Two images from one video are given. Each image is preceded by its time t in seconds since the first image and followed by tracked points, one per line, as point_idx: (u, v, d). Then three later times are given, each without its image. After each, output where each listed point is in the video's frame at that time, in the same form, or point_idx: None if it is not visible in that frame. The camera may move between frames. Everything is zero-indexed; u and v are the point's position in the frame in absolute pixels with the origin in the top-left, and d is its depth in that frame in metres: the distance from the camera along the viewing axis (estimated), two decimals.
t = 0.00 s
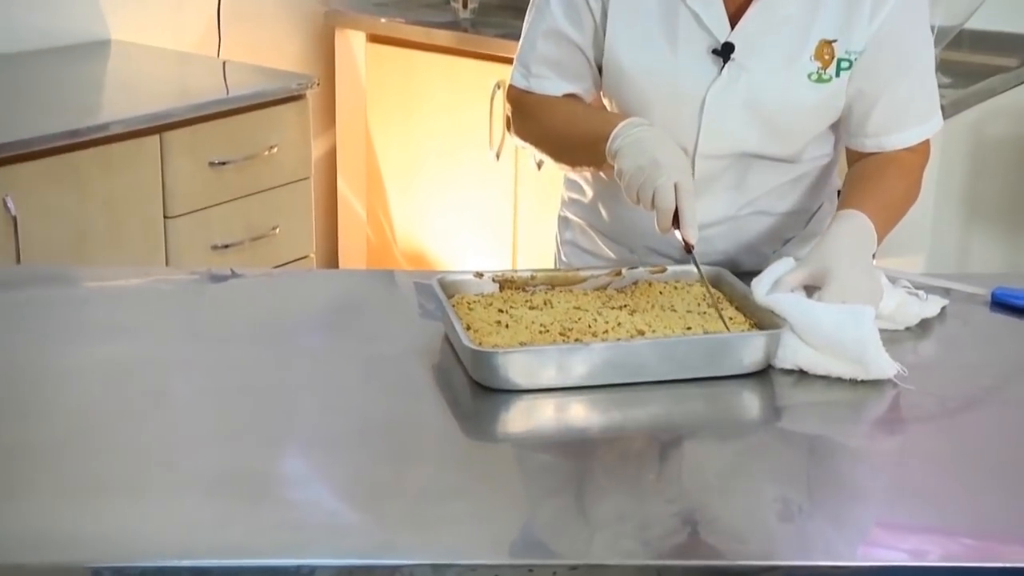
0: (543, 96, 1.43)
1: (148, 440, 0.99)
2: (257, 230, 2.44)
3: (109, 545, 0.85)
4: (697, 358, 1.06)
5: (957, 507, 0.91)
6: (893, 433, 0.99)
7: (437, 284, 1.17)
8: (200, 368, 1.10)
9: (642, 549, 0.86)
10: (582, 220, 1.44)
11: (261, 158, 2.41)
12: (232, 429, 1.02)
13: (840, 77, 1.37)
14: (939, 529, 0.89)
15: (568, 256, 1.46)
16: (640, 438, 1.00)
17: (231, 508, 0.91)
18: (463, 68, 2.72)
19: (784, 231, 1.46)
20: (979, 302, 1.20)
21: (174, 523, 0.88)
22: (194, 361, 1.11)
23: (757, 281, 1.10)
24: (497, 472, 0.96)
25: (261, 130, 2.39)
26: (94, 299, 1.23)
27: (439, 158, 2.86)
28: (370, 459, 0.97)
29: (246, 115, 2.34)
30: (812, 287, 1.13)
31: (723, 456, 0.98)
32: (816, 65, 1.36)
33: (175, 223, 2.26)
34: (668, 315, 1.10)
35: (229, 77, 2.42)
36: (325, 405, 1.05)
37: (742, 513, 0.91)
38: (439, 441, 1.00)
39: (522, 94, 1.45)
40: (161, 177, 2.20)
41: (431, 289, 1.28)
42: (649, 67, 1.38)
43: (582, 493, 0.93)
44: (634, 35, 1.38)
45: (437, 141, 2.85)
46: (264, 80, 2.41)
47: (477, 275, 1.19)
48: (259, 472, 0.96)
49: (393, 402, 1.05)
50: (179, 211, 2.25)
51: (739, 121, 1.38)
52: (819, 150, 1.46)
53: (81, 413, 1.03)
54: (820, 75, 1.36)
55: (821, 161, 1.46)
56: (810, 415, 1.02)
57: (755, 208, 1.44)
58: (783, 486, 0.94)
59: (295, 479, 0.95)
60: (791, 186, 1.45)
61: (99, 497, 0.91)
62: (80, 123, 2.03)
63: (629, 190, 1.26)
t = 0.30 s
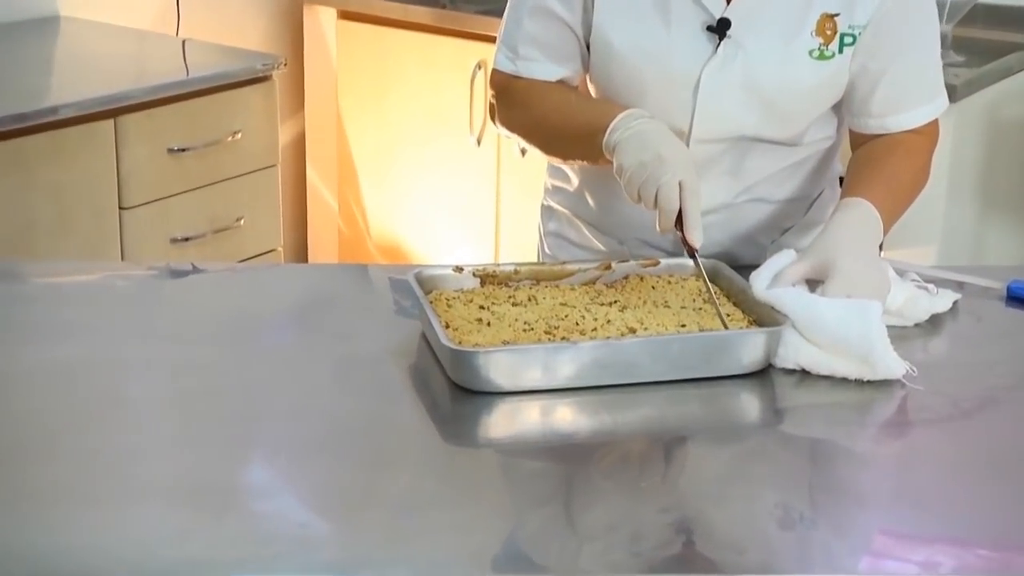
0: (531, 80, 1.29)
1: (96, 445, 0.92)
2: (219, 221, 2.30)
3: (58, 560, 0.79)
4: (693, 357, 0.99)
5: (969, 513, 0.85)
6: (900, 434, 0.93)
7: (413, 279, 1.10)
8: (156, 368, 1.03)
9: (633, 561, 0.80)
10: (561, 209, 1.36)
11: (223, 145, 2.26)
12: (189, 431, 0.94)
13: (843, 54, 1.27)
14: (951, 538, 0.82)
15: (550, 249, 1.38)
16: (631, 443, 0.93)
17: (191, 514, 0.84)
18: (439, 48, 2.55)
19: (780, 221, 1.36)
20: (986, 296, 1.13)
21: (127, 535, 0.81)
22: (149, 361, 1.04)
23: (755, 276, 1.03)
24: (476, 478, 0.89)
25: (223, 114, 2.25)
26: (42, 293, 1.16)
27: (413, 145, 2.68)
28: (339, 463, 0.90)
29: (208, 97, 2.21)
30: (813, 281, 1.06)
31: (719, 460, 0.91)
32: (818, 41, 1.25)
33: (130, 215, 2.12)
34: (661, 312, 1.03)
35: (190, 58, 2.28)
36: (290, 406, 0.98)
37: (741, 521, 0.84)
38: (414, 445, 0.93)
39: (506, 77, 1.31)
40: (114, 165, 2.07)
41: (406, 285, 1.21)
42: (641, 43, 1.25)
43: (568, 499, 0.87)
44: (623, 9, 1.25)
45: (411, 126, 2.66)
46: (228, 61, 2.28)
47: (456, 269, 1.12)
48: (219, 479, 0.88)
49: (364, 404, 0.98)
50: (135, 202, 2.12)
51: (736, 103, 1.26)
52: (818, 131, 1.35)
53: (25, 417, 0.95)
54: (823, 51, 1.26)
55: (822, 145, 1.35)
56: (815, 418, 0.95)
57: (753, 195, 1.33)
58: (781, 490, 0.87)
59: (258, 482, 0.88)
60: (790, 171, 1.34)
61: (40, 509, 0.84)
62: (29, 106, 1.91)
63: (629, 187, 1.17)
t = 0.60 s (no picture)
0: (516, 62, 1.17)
1: (43, 455, 0.85)
2: (176, 215, 2.15)
3: None
4: (685, 359, 0.93)
5: (980, 523, 0.79)
6: (904, 439, 0.87)
7: (384, 275, 1.03)
8: (110, 371, 0.96)
9: None
10: (540, 201, 1.29)
11: (181, 132, 2.11)
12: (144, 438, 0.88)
13: (843, 31, 1.15)
14: (961, 551, 0.76)
15: (529, 243, 1.31)
16: (621, 449, 0.87)
17: (144, 528, 0.77)
18: (407, 29, 2.44)
19: (770, 213, 1.25)
20: (990, 293, 1.07)
21: (72, 556, 0.74)
22: (103, 363, 0.97)
23: (749, 273, 0.96)
24: (454, 488, 0.83)
25: (180, 97, 2.10)
26: None
27: (384, 135, 2.57)
28: (305, 473, 0.84)
29: (171, 81, 2.07)
30: (810, 274, 0.99)
31: (713, 466, 0.85)
32: (815, 16, 1.14)
33: (79, 208, 1.96)
34: (651, 310, 0.97)
35: (144, 39, 2.13)
36: (253, 411, 0.92)
37: (738, 531, 0.78)
38: (386, 452, 0.87)
39: (487, 60, 1.19)
40: (63, 151, 1.91)
41: (378, 282, 1.14)
42: (629, 23, 1.14)
43: (552, 507, 0.81)
44: None
45: (382, 115, 2.56)
46: (186, 42, 2.13)
47: (431, 265, 1.05)
48: (175, 490, 0.82)
49: (333, 408, 0.92)
50: (86, 193, 1.96)
51: (729, 86, 1.16)
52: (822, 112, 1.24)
53: None
54: (820, 28, 1.15)
55: (819, 131, 1.24)
56: (815, 425, 0.89)
57: (744, 184, 1.22)
58: (780, 498, 0.82)
59: (219, 492, 0.82)
60: (785, 160, 1.23)
61: None
62: None
63: (626, 180, 1.08)
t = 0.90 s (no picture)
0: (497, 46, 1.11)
1: None
2: (132, 208, 2.08)
3: None
4: (677, 361, 0.87)
5: (996, 534, 0.74)
6: (912, 444, 0.82)
7: (357, 272, 0.97)
8: (60, 374, 0.90)
9: None
10: (521, 192, 1.24)
11: (136, 119, 2.04)
12: (95, 444, 0.82)
13: (843, 10, 1.09)
14: (978, 564, 0.71)
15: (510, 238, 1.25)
16: (608, 457, 0.81)
17: (88, 540, 0.72)
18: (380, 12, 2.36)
19: (768, 203, 1.19)
20: (997, 289, 1.02)
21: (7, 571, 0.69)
22: (54, 365, 0.91)
23: (743, 271, 0.89)
24: (429, 497, 0.77)
25: (135, 83, 2.02)
26: None
27: (358, 126, 2.49)
28: (267, 482, 0.78)
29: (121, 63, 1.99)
30: (810, 271, 0.92)
31: (708, 473, 0.80)
32: None
33: (28, 200, 1.88)
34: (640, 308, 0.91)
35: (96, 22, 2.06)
36: (214, 416, 0.86)
37: (730, 543, 0.72)
38: (357, 459, 0.81)
39: (468, 43, 1.13)
40: (10, 140, 1.83)
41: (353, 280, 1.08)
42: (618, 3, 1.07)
43: (534, 516, 0.75)
44: None
45: (355, 105, 2.47)
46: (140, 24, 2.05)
47: (406, 262, 0.99)
48: (128, 500, 0.76)
49: (299, 413, 0.86)
50: (36, 183, 1.89)
51: (722, 69, 1.09)
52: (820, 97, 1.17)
53: None
54: (820, 7, 1.08)
55: (816, 117, 1.18)
56: (817, 430, 0.84)
57: (739, 173, 1.16)
58: (780, 507, 0.76)
59: (175, 502, 0.76)
60: (781, 148, 1.17)
61: None
62: None
63: (619, 174, 1.03)
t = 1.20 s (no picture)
0: (477, 31, 1.06)
1: None
2: (82, 204, 1.99)
3: None
4: (666, 364, 0.82)
5: (1008, 547, 0.69)
6: (918, 451, 0.77)
7: (323, 269, 0.92)
8: (4, 382, 0.84)
9: None
10: (499, 183, 1.18)
11: (87, 108, 1.96)
12: (39, 456, 0.76)
13: None
14: None
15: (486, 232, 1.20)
16: (593, 466, 0.76)
17: (25, 557, 0.66)
18: None
19: (762, 193, 1.14)
20: (1002, 286, 0.97)
21: None
22: None
23: (735, 269, 0.84)
24: (402, 511, 0.71)
25: (85, 70, 1.94)
26: None
27: (325, 117, 2.42)
28: (225, 493, 0.72)
29: (74, 46, 1.91)
30: (806, 268, 0.87)
31: (700, 482, 0.74)
32: None
33: None
34: (627, 309, 0.86)
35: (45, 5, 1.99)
36: (170, 424, 0.80)
37: (722, 557, 0.67)
38: (324, 469, 0.75)
39: (448, 26, 1.07)
40: None
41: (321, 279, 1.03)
42: None
43: (515, 530, 0.69)
44: None
45: (324, 93, 2.40)
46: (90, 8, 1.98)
47: (376, 259, 0.94)
48: (72, 513, 0.70)
49: (262, 421, 0.81)
50: None
51: (711, 54, 1.04)
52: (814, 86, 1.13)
53: None
54: None
55: (812, 104, 1.13)
56: (815, 436, 0.79)
57: (729, 164, 1.11)
58: (777, 519, 0.71)
59: (123, 515, 0.70)
60: (774, 137, 1.12)
61: None
62: None
63: (607, 176, 0.97)
